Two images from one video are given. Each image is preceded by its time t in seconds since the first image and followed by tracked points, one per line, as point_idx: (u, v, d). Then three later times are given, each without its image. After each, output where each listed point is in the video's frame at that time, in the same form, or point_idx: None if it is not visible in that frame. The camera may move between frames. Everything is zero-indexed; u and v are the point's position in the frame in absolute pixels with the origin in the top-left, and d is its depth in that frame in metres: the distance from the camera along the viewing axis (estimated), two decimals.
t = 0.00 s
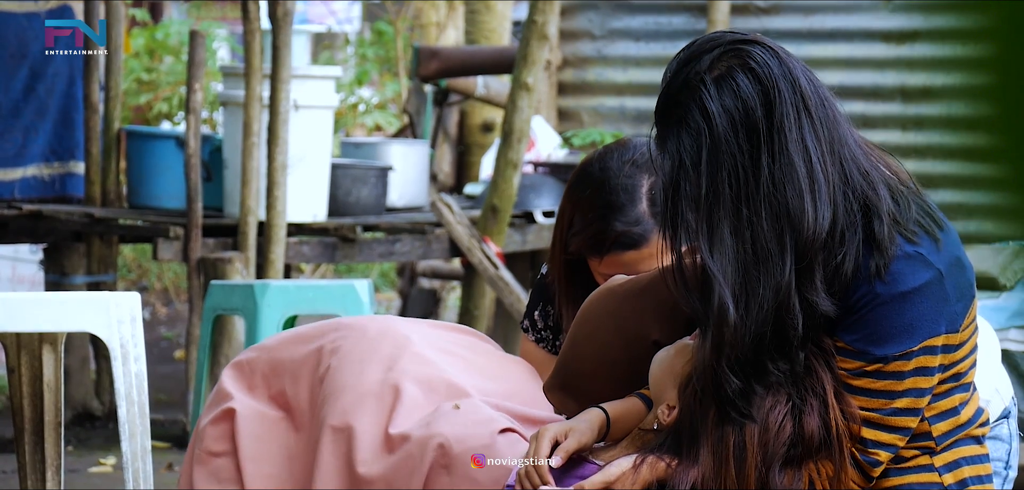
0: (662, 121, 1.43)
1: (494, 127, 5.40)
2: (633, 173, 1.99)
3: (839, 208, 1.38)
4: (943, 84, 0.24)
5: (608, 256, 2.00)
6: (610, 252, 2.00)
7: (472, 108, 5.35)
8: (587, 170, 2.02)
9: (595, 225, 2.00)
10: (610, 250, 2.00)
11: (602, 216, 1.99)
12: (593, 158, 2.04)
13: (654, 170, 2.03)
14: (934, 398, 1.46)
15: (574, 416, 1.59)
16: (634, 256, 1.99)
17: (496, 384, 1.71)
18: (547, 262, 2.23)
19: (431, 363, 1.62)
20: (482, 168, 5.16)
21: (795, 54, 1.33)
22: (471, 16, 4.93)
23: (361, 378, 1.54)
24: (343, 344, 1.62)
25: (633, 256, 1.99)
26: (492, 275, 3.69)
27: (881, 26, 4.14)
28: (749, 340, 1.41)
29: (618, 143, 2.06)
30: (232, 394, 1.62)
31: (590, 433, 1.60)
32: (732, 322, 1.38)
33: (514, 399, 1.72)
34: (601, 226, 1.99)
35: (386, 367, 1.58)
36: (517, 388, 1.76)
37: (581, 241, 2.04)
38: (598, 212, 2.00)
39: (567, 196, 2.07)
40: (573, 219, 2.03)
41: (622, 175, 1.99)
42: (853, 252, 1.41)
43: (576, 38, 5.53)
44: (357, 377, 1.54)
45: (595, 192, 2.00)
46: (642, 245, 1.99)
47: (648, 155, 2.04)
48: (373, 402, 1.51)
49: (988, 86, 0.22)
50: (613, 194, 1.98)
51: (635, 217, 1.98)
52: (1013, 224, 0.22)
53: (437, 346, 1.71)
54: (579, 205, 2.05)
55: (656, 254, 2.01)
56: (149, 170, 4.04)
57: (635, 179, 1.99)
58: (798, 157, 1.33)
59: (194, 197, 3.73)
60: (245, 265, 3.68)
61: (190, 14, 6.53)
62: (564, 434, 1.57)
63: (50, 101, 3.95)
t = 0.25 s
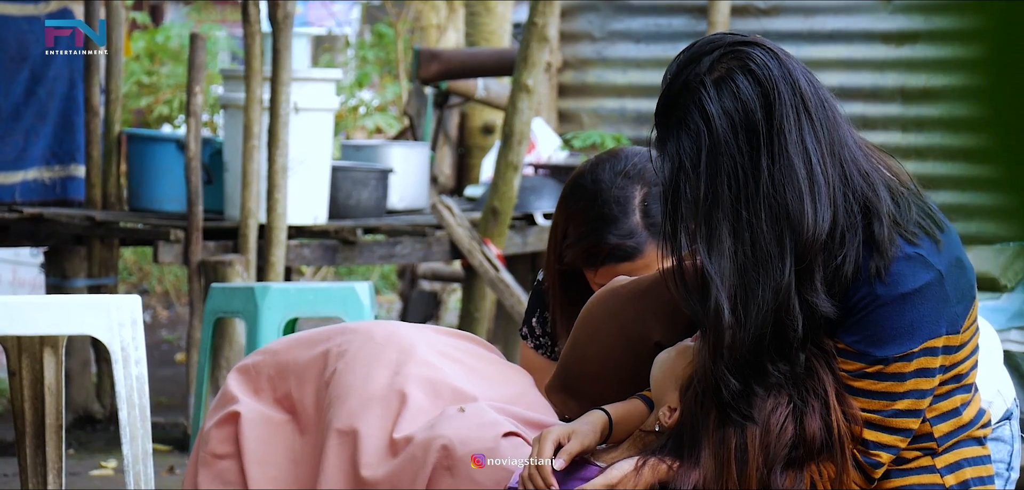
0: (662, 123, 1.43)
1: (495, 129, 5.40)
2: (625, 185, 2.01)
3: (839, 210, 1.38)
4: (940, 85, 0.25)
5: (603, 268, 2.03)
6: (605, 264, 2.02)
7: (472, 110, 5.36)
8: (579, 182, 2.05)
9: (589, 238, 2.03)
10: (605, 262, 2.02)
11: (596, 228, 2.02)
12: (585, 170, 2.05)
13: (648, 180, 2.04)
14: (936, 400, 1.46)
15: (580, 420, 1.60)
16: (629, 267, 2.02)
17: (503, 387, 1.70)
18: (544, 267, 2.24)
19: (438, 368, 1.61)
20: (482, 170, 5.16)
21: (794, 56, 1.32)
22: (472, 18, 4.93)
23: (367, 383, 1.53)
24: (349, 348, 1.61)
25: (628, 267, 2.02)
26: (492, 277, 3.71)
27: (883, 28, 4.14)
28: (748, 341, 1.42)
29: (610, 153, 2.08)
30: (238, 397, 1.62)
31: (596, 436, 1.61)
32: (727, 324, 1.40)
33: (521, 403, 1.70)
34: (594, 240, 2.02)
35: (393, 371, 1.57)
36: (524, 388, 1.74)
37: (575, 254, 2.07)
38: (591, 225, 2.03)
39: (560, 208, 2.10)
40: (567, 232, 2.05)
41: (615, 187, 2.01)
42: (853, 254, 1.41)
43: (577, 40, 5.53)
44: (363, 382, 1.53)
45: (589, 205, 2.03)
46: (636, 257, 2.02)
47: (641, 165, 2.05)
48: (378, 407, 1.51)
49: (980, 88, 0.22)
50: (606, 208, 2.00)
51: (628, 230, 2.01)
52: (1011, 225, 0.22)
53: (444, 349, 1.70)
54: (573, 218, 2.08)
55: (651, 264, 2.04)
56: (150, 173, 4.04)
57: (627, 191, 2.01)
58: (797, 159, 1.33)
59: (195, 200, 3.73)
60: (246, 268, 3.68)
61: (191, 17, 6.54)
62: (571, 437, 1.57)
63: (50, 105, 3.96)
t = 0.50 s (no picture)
0: (655, 124, 1.43)
1: (489, 129, 5.41)
2: (618, 191, 2.02)
3: (832, 211, 1.38)
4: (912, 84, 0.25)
5: (597, 274, 2.03)
6: (600, 269, 2.03)
7: (466, 110, 5.37)
8: (573, 189, 2.06)
9: (583, 244, 2.03)
10: (599, 268, 2.03)
11: (590, 234, 2.02)
12: (577, 176, 2.07)
13: (642, 185, 2.05)
14: (928, 400, 1.46)
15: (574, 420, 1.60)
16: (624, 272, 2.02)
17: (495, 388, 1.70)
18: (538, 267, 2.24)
19: (430, 369, 1.62)
20: (477, 171, 5.16)
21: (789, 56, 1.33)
22: (466, 19, 4.94)
23: (360, 382, 1.53)
24: (341, 349, 1.62)
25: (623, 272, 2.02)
26: (486, 277, 3.71)
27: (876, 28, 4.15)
28: (742, 342, 1.42)
29: (603, 158, 2.08)
30: (229, 398, 1.62)
31: (590, 436, 1.61)
32: (721, 325, 1.40)
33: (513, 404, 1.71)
34: (588, 246, 2.02)
35: (385, 372, 1.58)
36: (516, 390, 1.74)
37: (570, 259, 2.07)
38: (585, 231, 2.03)
39: (553, 214, 2.11)
40: (562, 238, 2.06)
41: (608, 193, 2.02)
42: (846, 254, 1.41)
43: (571, 40, 5.54)
44: (355, 382, 1.54)
45: (583, 211, 2.03)
46: (631, 262, 2.03)
47: (634, 170, 2.06)
48: (370, 407, 1.51)
49: (950, 87, 0.22)
50: (600, 213, 2.01)
51: (622, 235, 2.01)
52: (1005, 228, 0.22)
53: (435, 350, 1.71)
54: (567, 223, 2.08)
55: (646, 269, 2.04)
56: (143, 173, 4.04)
57: (621, 197, 2.02)
58: (791, 160, 1.34)
59: (189, 201, 3.72)
60: (240, 268, 3.68)
61: (184, 17, 6.53)
62: (565, 438, 1.57)
63: (45, 106, 3.98)
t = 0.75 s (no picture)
0: (650, 127, 1.43)
1: (483, 130, 5.42)
2: (614, 192, 2.02)
3: (827, 213, 1.39)
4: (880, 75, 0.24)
5: (592, 275, 2.04)
6: (595, 271, 2.03)
7: (461, 111, 5.37)
8: (569, 188, 2.06)
9: (579, 245, 2.04)
10: (595, 268, 2.04)
11: (586, 235, 2.03)
12: (574, 177, 2.07)
13: (638, 187, 2.06)
14: (922, 401, 1.47)
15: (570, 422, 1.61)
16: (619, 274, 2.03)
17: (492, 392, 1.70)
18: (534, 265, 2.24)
19: (425, 371, 1.62)
20: (472, 171, 5.16)
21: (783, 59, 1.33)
22: (460, 19, 4.94)
23: (355, 383, 1.53)
24: (336, 349, 1.61)
25: (618, 274, 2.03)
26: (481, 278, 3.71)
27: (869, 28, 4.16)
28: (737, 346, 1.42)
29: (600, 157, 2.08)
30: (224, 400, 1.62)
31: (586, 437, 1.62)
32: (717, 328, 1.40)
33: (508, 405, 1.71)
34: (584, 247, 2.03)
35: (380, 373, 1.58)
36: (510, 391, 1.74)
37: (565, 259, 2.07)
38: (581, 231, 2.04)
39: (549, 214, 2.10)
40: (557, 238, 2.06)
41: (605, 194, 2.02)
42: (841, 257, 1.42)
43: (565, 41, 5.55)
44: (351, 382, 1.54)
45: (579, 211, 2.04)
46: (626, 263, 2.04)
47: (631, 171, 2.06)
48: (365, 407, 1.51)
49: (914, 85, 0.22)
50: (597, 214, 2.02)
51: (618, 237, 2.02)
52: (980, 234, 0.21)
53: (431, 350, 1.71)
54: (563, 223, 2.08)
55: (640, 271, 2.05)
56: (137, 175, 4.03)
57: (618, 198, 2.02)
58: (786, 162, 1.34)
59: (183, 202, 3.72)
60: (235, 269, 3.68)
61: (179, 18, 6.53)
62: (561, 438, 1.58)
63: (39, 106, 3.96)
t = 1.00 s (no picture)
0: (643, 127, 1.43)
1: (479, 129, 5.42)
2: (604, 193, 2.02)
3: (821, 213, 1.39)
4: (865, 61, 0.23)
5: (582, 275, 2.04)
6: (584, 271, 2.04)
7: (456, 110, 5.38)
8: (560, 189, 2.07)
9: (569, 245, 2.04)
10: (584, 269, 2.04)
11: (575, 236, 2.04)
12: (565, 177, 2.07)
13: (629, 188, 2.06)
14: (917, 401, 1.48)
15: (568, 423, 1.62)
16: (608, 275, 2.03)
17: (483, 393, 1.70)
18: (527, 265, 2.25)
19: (420, 371, 1.62)
20: (467, 171, 5.16)
21: (776, 58, 1.34)
22: (455, 19, 4.94)
23: (350, 383, 1.53)
24: (330, 349, 1.61)
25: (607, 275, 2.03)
26: (477, 278, 3.72)
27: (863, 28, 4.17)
28: (731, 347, 1.42)
29: (591, 159, 2.09)
30: (218, 400, 1.62)
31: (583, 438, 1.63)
32: (710, 329, 1.39)
33: (500, 406, 1.71)
34: (573, 247, 2.04)
35: (375, 372, 1.57)
36: (503, 392, 1.75)
37: (556, 260, 2.08)
38: (571, 232, 2.04)
39: (542, 214, 2.12)
40: (548, 238, 2.07)
41: (594, 194, 2.02)
42: (835, 256, 1.42)
43: (560, 40, 5.55)
44: (346, 381, 1.54)
45: (569, 212, 2.04)
46: (615, 264, 2.04)
47: (621, 172, 2.06)
48: (360, 407, 1.51)
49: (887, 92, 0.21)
50: (585, 215, 2.02)
51: (607, 238, 2.02)
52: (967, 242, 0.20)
53: (424, 350, 1.71)
54: (554, 224, 2.09)
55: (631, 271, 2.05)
56: (132, 175, 4.03)
57: (607, 199, 2.02)
58: (779, 162, 1.34)
59: (178, 202, 3.72)
60: (230, 269, 3.67)
61: (173, 18, 6.52)
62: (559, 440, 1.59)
63: (33, 106, 3.97)
